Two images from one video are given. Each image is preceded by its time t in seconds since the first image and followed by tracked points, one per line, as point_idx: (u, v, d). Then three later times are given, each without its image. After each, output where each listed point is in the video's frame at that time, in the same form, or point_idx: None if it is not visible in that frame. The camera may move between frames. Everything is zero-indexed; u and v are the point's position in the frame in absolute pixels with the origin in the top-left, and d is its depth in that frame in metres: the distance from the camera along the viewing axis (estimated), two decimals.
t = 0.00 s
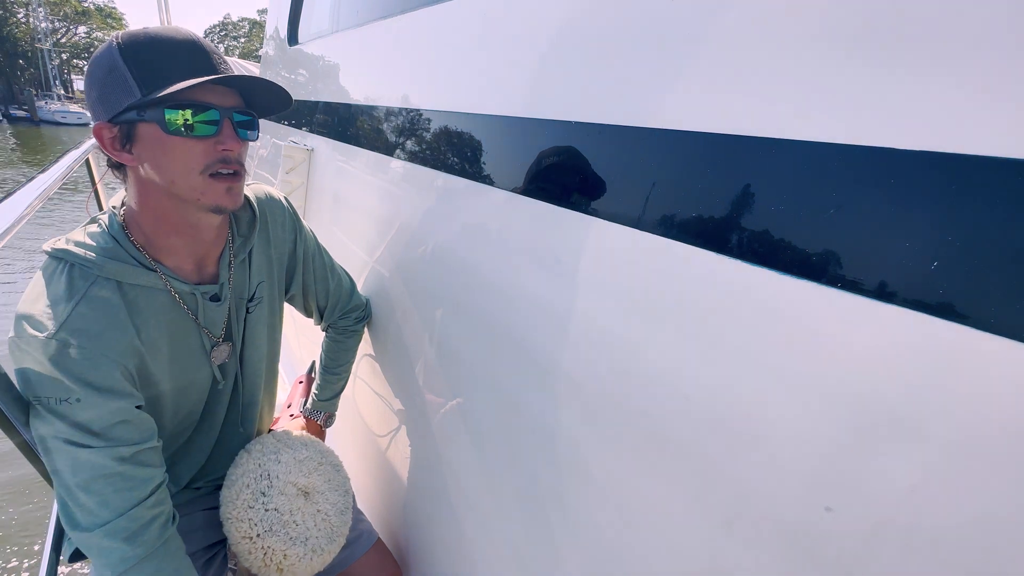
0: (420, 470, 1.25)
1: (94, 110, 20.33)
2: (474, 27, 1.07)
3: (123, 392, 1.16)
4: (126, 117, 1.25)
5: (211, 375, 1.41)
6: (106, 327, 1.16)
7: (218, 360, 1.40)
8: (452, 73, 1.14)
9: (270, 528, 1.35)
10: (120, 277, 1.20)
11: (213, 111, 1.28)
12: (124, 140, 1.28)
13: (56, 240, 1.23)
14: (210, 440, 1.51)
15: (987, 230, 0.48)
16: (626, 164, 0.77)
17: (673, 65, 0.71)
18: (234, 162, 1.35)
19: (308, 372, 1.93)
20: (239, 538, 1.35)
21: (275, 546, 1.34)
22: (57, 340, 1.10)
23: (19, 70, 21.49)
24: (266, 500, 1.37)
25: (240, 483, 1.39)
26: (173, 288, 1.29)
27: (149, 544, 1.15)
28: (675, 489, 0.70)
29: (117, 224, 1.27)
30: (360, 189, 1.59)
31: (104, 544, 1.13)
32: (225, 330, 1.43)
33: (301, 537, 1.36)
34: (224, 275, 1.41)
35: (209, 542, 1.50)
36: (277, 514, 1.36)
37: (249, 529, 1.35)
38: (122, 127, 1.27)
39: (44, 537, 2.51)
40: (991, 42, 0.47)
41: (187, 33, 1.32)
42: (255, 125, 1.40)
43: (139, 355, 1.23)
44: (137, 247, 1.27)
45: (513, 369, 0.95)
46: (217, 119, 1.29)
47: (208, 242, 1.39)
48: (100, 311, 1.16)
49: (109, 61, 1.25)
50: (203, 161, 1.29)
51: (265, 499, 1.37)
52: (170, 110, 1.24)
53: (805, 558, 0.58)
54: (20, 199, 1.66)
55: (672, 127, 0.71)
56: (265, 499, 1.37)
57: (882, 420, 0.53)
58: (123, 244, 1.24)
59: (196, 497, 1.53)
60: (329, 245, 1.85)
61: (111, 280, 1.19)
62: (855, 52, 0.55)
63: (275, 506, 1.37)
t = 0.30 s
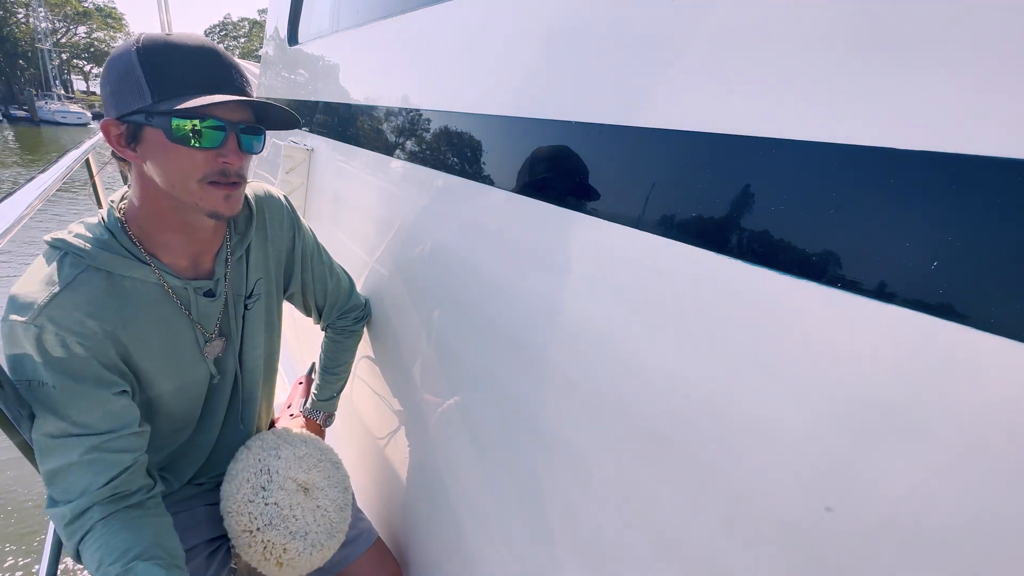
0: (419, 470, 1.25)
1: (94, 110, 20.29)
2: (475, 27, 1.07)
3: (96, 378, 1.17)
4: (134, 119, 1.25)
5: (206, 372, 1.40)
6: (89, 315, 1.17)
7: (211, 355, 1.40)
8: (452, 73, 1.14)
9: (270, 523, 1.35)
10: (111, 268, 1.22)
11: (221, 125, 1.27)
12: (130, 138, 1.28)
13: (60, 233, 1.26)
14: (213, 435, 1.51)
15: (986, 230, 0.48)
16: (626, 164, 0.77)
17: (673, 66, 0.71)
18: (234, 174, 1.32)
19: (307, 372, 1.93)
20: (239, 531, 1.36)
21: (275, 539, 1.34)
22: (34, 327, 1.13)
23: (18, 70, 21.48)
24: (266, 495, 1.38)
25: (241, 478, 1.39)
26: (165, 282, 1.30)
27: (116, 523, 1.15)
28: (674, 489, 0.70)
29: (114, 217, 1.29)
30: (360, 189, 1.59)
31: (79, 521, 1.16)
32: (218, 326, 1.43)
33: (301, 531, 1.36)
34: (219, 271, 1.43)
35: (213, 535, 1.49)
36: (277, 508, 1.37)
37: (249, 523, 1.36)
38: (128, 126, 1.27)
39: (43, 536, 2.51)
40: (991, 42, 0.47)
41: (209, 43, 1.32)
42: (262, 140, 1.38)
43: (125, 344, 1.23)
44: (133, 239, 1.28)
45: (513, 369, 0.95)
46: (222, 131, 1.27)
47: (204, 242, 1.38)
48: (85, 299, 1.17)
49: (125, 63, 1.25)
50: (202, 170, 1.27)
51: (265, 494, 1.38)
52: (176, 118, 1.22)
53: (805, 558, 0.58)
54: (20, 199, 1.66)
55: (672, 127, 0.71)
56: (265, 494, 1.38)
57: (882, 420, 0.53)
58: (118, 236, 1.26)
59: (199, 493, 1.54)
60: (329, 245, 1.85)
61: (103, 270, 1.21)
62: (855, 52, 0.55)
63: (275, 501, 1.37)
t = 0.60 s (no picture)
0: (419, 469, 1.25)
1: (94, 110, 20.30)
2: (475, 28, 1.07)
3: (89, 376, 1.18)
4: (134, 124, 1.25)
5: (205, 374, 1.41)
6: (82, 315, 1.18)
7: (211, 358, 1.41)
8: (452, 73, 1.14)
9: (268, 518, 1.35)
10: (105, 270, 1.22)
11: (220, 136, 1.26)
12: (131, 143, 1.28)
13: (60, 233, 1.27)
14: (215, 433, 1.51)
15: (987, 230, 0.48)
16: (626, 164, 0.77)
17: (672, 65, 0.71)
18: (230, 184, 1.31)
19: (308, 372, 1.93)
20: (236, 527, 1.35)
21: (273, 535, 1.34)
22: (24, 325, 1.13)
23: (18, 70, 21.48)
24: (263, 491, 1.37)
25: (238, 474, 1.39)
26: (160, 283, 1.29)
27: (114, 516, 1.17)
28: (674, 488, 0.70)
29: (111, 220, 1.29)
30: (360, 189, 1.59)
31: (75, 512, 1.18)
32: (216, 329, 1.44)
33: (299, 528, 1.36)
34: (217, 274, 1.43)
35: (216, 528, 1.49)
36: (275, 504, 1.37)
37: (246, 518, 1.35)
38: (130, 131, 1.27)
39: (43, 535, 2.51)
40: (990, 42, 0.47)
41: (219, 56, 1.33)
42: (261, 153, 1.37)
43: (116, 345, 1.23)
44: (129, 242, 1.28)
45: (513, 368, 0.95)
46: (221, 142, 1.27)
47: (200, 246, 1.38)
48: (77, 299, 1.18)
49: (132, 70, 1.25)
50: (199, 179, 1.27)
51: (264, 489, 1.37)
52: (177, 126, 1.22)
53: (805, 558, 0.58)
54: (20, 199, 1.66)
55: (672, 127, 0.71)
56: (263, 490, 1.38)
57: (883, 420, 0.53)
58: (115, 239, 1.26)
59: (202, 488, 1.54)
60: (329, 244, 1.84)
61: (96, 272, 1.21)
62: (855, 52, 0.55)
63: (273, 497, 1.37)
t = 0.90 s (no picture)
0: (419, 469, 1.25)
1: (94, 110, 20.29)
2: (475, 28, 1.07)
3: (88, 374, 1.18)
4: (135, 124, 1.25)
5: (201, 373, 1.40)
6: (80, 314, 1.18)
7: (207, 356, 1.40)
8: (452, 73, 1.14)
9: (268, 520, 1.35)
10: (102, 269, 1.22)
11: (217, 135, 1.25)
12: (132, 143, 1.28)
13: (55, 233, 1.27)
14: (215, 432, 1.51)
15: (986, 229, 0.48)
16: (626, 164, 0.77)
17: (672, 64, 0.71)
18: (228, 184, 1.31)
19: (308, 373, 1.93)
20: (237, 528, 1.35)
21: (272, 537, 1.34)
22: (22, 323, 1.12)
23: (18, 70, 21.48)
24: (264, 493, 1.37)
25: (239, 475, 1.39)
26: (157, 282, 1.29)
27: (115, 519, 1.17)
28: (674, 488, 0.70)
29: (109, 218, 1.29)
30: (360, 189, 1.59)
31: (76, 514, 1.18)
32: (213, 328, 1.44)
33: (299, 529, 1.36)
34: (214, 272, 1.42)
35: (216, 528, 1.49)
36: (275, 506, 1.36)
37: (247, 520, 1.35)
38: (131, 130, 1.28)
39: (43, 535, 2.51)
40: (991, 41, 0.47)
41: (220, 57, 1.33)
42: (261, 155, 1.36)
43: (115, 344, 1.24)
44: (127, 241, 1.28)
45: (513, 368, 0.95)
46: (219, 142, 1.26)
47: (198, 245, 1.37)
48: (76, 299, 1.18)
49: (134, 70, 1.26)
50: (196, 178, 1.26)
51: (264, 491, 1.37)
52: (176, 125, 1.22)
53: (806, 559, 0.58)
54: (20, 199, 1.66)
55: (671, 127, 0.71)
56: (264, 491, 1.38)
57: (883, 419, 0.52)
58: (112, 238, 1.26)
59: (202, 487, 1.54)
60: (329, 245, 1.84)
61: (93, 271, 1.21)
62: (855, 52, 0.55)
63: (273, 499, 1.37)
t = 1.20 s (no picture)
0: (419, 470, 1.25)
1: (93, 109, 20.27)
2: (475, 27, 1.07)
3: (89, 372, 1.18)
4: (146, 124, 1.25)
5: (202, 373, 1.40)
6: (82, 312, 1.18)
7: (207, 356, 1.40)
8: (452, 73, 1.14)
9: (268, 521, 1.35)
10: (105, 268, 1.22)
11: (228, 139, 1.26)
12: (140, 143, 1.28)
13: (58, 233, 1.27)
14: (215, 431, 1.52)
15: (986, 230, 0.48)
16: (627, 163, 0.77)
17: (673, 63, 0.71)
18: (237, 187, 1.31)
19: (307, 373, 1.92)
20: (236, 529, 1.35)
21: (272, 537, 1.34)
22: (24, 321, 1.12)
23: (18, 70, 21.46)
24: (263, 494, 1.37)
25: (238, 476, 1.39)
26: (159, 282, 1.29)
27: (114, 520, 1.17)
28: (674, 487, 0.70)
29: (111, 218, 1.29)
30: (360, 189, 1.59)
31: (75, 513, 1.18)
32: (214, 327, 1.44)
33: (298, 530, 1.36)
34: (216, 272, 1.43)
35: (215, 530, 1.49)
36: (275, 506, 1.36)
37: (246, 520, 1.35)
38: (140, 131, 1.27)
39: (43, 536, 2.51)
40: (990, 41, 0.47)
41: (230, 59, 1.32)
42: (269, 158, 1.37)
43: (116, 343, 1.23)
44: (130, 240, 1.28)
45: (513, 370, 0.95)
46: (231, 145, 1.27)
47: (202, 246, 1.37)
48: (78, 297, 1.18)
49: (145, 71, 1.26)
50: (205, 180, 1.26)
51: (264, 491, 1.37)
52: (188, 128, 1.22)
53: (806, 559, 0.58)
54: (20, 199, 1.66)
55: (671, 127, 0.71)
56: (263, 491, 1.38)
57: (883, 419, 0.52)
58: (114, 237, 1.26)
59: (202, 487, 1.54)
60: (329, 245, 1.84)
61: (95, 270, 1.21)
62: (854, 52, 0.55)
63: (273, 499, 1.37)
